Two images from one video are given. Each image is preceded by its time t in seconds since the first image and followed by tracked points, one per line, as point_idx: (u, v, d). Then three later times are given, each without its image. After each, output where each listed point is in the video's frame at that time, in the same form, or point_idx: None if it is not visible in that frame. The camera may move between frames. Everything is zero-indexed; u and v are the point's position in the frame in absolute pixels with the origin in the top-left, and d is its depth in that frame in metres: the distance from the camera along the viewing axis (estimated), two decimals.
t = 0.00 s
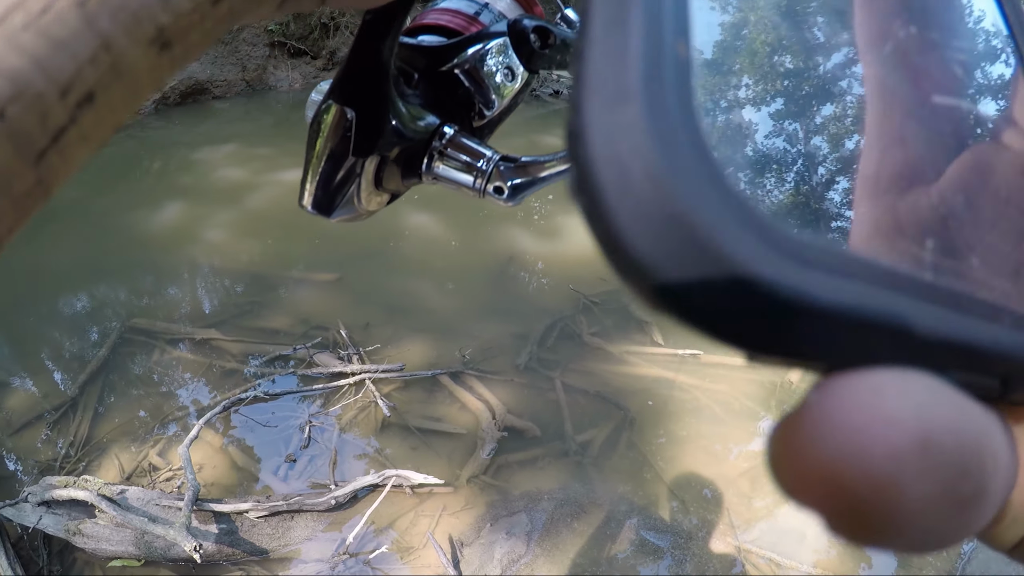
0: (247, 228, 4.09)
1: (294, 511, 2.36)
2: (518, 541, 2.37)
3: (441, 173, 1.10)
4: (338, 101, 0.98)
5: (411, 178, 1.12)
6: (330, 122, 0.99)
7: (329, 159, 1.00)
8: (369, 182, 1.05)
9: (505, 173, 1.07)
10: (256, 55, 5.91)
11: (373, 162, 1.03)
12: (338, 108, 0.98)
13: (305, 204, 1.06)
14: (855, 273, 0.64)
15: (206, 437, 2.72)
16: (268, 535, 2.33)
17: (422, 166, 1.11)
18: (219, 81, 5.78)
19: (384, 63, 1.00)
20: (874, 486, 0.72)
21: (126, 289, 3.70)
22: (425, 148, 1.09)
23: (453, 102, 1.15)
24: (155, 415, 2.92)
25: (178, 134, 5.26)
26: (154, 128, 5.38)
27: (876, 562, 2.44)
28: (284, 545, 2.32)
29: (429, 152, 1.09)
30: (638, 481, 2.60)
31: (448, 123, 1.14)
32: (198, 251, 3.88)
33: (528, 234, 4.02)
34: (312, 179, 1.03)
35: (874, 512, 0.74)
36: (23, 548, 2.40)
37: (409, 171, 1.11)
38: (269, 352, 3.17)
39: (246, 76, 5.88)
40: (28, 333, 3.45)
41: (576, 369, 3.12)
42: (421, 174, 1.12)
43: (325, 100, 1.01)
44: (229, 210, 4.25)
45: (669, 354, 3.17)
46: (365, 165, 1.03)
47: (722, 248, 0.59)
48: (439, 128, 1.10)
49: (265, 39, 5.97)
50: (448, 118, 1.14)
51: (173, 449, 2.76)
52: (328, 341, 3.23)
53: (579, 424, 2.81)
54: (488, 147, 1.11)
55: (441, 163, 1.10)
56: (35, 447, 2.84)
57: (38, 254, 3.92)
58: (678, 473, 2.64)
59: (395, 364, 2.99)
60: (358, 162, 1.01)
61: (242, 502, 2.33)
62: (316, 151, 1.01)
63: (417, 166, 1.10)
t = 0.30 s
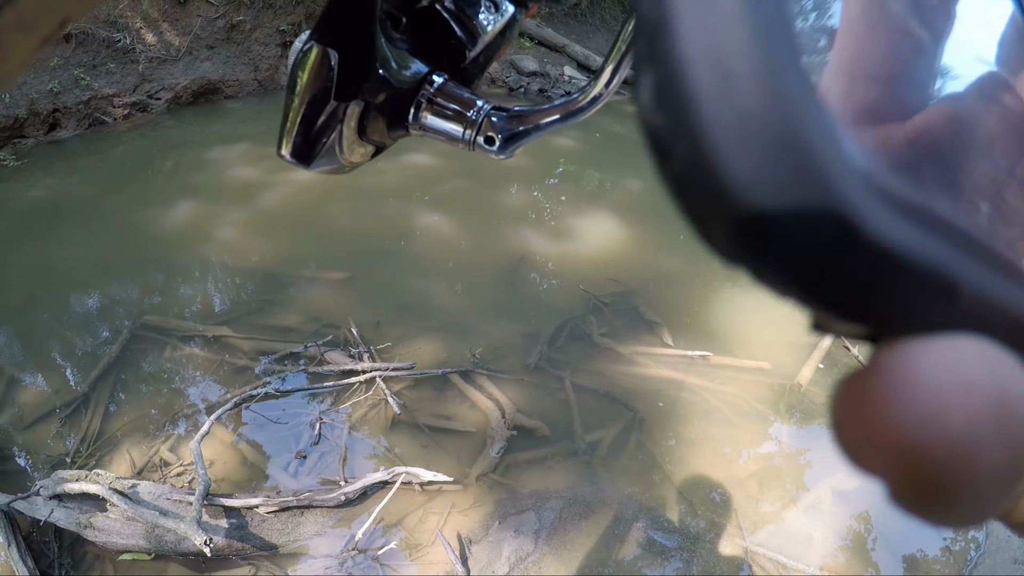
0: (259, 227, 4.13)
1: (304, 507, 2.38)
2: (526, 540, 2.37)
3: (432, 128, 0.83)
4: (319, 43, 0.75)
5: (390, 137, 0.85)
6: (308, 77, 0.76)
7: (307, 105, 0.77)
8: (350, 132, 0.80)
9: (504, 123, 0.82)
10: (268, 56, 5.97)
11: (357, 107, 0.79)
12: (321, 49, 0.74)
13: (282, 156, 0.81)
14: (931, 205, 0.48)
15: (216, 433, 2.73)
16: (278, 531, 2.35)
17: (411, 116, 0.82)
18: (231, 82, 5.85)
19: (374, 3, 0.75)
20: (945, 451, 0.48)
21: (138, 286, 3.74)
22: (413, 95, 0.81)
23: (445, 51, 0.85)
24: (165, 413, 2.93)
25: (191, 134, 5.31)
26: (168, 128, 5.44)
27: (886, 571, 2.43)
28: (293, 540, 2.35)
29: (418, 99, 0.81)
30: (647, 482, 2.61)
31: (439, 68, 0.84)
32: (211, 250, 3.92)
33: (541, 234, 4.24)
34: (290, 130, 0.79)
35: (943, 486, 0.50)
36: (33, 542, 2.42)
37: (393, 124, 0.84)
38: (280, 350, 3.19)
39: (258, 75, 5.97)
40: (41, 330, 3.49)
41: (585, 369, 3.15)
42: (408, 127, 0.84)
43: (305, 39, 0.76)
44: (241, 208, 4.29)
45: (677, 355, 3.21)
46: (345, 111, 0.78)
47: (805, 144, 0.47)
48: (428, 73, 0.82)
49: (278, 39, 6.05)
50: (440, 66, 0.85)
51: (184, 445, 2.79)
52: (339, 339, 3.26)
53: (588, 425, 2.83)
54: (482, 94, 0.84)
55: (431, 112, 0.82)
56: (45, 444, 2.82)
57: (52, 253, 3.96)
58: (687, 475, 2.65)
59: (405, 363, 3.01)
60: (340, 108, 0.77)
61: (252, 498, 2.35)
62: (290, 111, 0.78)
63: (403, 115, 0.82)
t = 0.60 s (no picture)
0: (268, 226, 4.15)
1: (311, 505, 2.41)
2: (533, 538, 2.37)
3: (461, 99, 0.81)
4: (335, 6, 0.76)
5: (411, 109, 0.84)
6: (323, 46, 0.77)
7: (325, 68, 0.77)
8: (369, 104, 0.80)
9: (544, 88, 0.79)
10: (278, 56, 6.08)
11: (375, 77, 0.78)
12: (337, 15, 0.76)
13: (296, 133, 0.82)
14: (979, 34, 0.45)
15: (224, 430, 2.74)
16: (285, 528, 2.36)
17: (433, 88, 0.82)
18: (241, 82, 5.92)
19: None
20: None
21: (146, 285, 3.76)
22: (434, 64, 0.80)
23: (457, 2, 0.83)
24: (172, 413, 2.92)
25: (199, 133, 5.34)
26: (177, 127, 5.46)
27: (895, 572, 2.41)
28: (301, 538, 2.35)
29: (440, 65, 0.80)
30: (654, 483, 2.61)
31: (462, 35, 0.83)
32: (219, 248, 3.95)
33: (548, 234, 4.27)
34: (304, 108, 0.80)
35: None
36: (41, 539, 2.42)
37: (416, 97, 0.83)
38: (287, 349, 3.20)
39: (268, 76, 6.06)
40: (49, 328, 3.51)
41: (593, 369, 3.16)
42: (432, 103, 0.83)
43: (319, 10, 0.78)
44: (250, 208, 4.32)
45: (684, 354, 3.23)
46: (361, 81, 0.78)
47: None
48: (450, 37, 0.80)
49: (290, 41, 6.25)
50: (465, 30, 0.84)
51: (191, 441, 2.78)
52: (348, 338, 3.28)
53: (596, 424, 2.84)
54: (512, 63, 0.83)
55: (455, 81, 0.80)
56: (52, 440, 2.82)
57: (61, 251, 3.99)
58: (695, 477, 2.65)
59: (413, 362, 3.04)
60: (359, 74, 0.78)
61: (260, 495, 2.39)
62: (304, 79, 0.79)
63: (426, 87, 0.82)
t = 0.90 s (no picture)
0: (273, 261, 4.20)
1: (315, 540, 2.38)
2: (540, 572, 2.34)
3: (476, 149, 0.88)
4: (374, 68, 0.85)
5: (436, 156, 0.92)
6: (361, 103, 0.87)
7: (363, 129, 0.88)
8: (400, 153, 0.90)
9: (550, 142, 0.86)
10: (286, 91, 6.19)
11: (407, 130, 0.89)
12: (376, 74, 0.85)
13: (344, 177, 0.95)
14: None
15: (227, 465, 2.73)
16: (289, 563, 2.34)
17: (456, 140, 0.89)
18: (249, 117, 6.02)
19: (422, 29, 0.84)
20: None
21: (149, 317, 3.78)
22: (459, 120, 0.88)
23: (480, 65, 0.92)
24: (173, 446, 2.92)
25: (205, 166, 5.43)
26: (184, 160, 5.56)
27: None
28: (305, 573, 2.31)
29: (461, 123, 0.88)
30: (660, 517, 2.59)
31: (484, 95, 0.92)
32: (224, 282, 4.00)
33: (551, 271, 4.34)
34: (342, 156, 0.93)
35: None
36: (41, 569, 2.33)
37: (442, 146, 0.91)
38: (291, 385, 3.21)
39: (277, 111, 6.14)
40: (52, 358, 3.53)
41: (597, 404, 3.16)
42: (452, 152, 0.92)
43: (358, 67, 0.87)
44: (255, 241, 4.37)
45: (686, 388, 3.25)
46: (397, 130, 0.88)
47: None
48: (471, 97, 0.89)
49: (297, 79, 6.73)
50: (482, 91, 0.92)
51: (194, 476, 2.78)
52: (351, 373, 3.30)
53: (600, 458, 2.85)
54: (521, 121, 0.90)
55: (477, 134, 0.87)
56: (50, 472, 2.80)
57: (66, 280, 4.02)
58: (701, 512, 2.63)
59: (417, 398, 3.07)
60: (394, 128, 0.88)
61: (264, 529, 2.38)
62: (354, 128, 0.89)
63: (450, 139, 0.90)
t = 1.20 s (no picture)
0: (270, 253, 4.19)
1: (314, 531, 2.37)
2: (537, 562, 2.35)
3: (344, 178, 0.91)
4: (237, 105, 0.85)
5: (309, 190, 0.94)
6: (226, 138, 0.86)
7: (226, 167, 0.85)
8: (266, 187, 0.89)
9: (411, 170, 0.91)
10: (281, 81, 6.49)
11: (271, 164, 0.88)
12: (236, 112, 0.85)
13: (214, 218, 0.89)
14: None
15: (226, 458, 2.73)
16: (288, 554, 2.32)
17: (323, 170, 0.91)
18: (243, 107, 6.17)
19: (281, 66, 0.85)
20: None
21: (145, 312, 3.77)
22: (324, 149, 0.90)
23: (346, 91, 0.92)
24: (172, 440, 2.92)
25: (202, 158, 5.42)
26: (179, 153, 5.54)
27: None
28: (303, 564, 2.31)
29: (325, 153, 0.90)
30: (657, 508, 2.60)
31: (351, 122, 0.93)
32: (220, 275, 3.99)
33: (549, 262, 4.35)
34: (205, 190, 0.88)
35: None
36: (41, 565, 2.33)
37: (309, 178, 0.92)
38: (289, 377, 3.21)
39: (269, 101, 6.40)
40: (47, 352, 3.50)
41: (595, 395, 3.17)
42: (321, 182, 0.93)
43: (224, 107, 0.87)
44: (252, 234, 4.36)
45: (684, 378, 3.25)
46: (264, 165, 0.87)
47: None
48: (335, 126, 0.91)
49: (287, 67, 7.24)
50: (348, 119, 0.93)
51: (194, 469, 2.78)
52: (349, 365, 3.30)
53: (598, 448, 2.86)
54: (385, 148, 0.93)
55: (342, 164, 0.90)
56: (48, 468, 2.79)
57: (63, 276, 4.01)
58: (698, 503, 2.64)
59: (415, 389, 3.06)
60: (255, 164, 0.86)
61: (262, 521, 2.34)
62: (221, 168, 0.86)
63: (316, 169, 0.91)
